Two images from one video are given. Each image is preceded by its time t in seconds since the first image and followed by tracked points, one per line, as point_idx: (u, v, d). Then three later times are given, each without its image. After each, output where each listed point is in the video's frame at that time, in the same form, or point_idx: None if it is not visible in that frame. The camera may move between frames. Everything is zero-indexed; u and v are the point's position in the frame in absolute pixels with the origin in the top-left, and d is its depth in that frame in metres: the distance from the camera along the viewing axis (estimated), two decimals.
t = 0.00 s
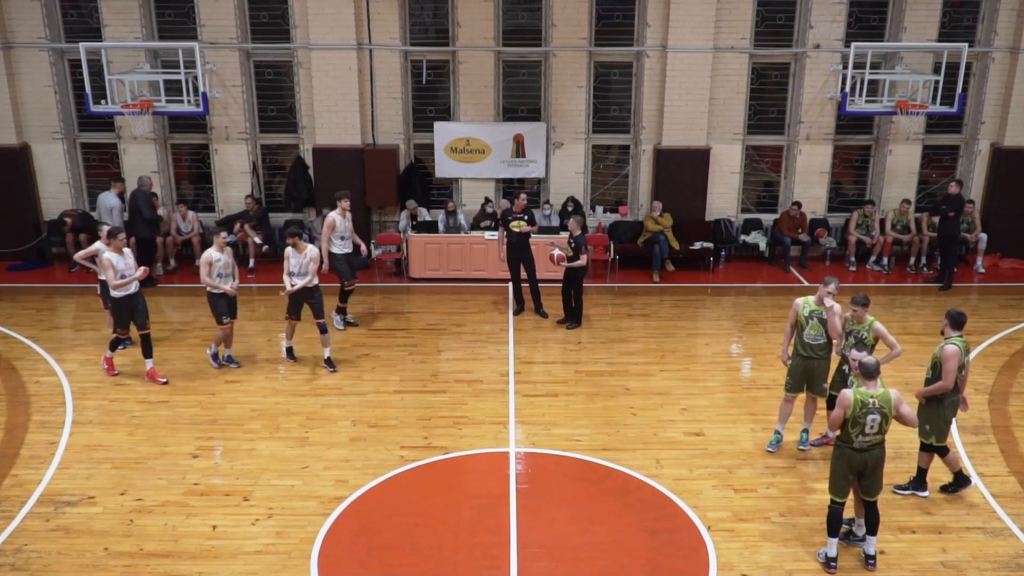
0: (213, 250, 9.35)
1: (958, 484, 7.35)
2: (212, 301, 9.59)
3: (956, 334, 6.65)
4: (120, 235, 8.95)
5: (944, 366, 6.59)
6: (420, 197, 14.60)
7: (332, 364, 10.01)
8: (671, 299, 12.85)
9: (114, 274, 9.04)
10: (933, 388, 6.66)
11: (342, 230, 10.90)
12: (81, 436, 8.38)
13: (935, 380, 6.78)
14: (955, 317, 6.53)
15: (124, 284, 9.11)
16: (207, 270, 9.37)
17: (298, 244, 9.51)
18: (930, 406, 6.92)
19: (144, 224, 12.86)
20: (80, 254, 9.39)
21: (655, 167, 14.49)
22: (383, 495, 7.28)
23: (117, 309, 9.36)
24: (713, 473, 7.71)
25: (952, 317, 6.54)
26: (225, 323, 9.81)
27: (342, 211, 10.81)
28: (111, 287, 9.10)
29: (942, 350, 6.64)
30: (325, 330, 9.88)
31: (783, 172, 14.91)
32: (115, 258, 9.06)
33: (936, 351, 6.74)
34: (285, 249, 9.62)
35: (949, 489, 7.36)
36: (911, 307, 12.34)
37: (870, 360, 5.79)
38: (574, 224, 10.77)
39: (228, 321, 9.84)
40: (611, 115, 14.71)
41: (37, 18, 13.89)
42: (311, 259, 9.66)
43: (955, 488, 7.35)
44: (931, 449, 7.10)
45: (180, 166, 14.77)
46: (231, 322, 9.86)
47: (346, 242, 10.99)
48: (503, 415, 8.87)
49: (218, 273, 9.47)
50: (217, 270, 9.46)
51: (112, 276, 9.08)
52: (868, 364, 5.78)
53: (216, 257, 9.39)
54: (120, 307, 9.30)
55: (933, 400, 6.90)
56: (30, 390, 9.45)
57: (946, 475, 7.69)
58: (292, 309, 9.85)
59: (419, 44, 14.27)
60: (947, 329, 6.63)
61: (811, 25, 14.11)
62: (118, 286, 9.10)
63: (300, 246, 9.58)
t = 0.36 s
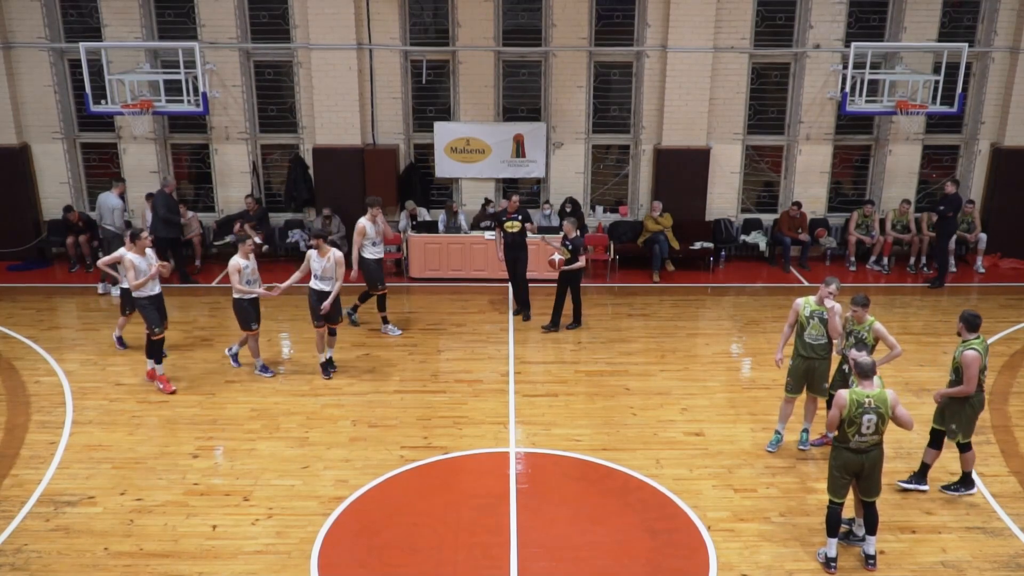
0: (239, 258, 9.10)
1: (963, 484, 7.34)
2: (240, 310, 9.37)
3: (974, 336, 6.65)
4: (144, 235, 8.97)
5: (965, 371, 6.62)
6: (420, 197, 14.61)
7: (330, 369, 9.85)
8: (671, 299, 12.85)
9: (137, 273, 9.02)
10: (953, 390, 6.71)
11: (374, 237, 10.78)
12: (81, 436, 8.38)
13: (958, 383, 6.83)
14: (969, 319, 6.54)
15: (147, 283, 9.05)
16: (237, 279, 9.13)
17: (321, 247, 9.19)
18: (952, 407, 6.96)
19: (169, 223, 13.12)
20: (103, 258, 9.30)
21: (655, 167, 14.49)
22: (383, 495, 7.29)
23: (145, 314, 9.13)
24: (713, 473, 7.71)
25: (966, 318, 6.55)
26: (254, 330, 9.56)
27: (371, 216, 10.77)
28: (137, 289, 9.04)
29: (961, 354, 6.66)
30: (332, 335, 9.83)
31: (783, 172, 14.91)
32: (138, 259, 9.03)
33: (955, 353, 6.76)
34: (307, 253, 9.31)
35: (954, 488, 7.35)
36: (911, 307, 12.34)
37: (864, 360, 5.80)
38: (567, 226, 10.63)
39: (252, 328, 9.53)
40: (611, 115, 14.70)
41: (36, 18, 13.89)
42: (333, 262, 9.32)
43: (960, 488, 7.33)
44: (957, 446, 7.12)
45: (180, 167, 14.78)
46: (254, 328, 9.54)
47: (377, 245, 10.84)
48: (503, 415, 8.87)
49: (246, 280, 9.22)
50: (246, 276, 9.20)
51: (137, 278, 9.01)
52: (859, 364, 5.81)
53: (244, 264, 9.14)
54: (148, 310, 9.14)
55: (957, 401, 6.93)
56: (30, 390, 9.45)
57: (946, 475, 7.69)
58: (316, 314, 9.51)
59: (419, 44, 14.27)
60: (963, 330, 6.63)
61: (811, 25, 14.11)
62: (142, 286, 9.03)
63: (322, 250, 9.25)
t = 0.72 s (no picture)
0: (266, 262, 8.97)
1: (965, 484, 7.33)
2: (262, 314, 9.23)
3: (991, 335, 6.67)
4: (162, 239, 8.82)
5: (986, 370, 6.65)
6: (420, 197, 14.62)
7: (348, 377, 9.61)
8: (671, 299, 12.85)
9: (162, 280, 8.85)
10: (971, 389, 6.77)
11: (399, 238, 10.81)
12: (81, 436, 8.38)
13: (976, 383, 6.87)
14: (988, 319, 6.54)
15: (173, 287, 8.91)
16: (264, 284, 8.97)
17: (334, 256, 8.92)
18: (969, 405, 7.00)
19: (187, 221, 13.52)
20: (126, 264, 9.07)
21: (655, 167, 14.49)
22: (383, 495, 7.28)
23: (169, 318, 9.01)
24: (713, 473, 7.71)
25: (985, 318, 6.54)
26: (270, 334, 9.40)
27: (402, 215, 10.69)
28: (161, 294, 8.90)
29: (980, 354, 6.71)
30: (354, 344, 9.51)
31: (783, 172, 14.91)
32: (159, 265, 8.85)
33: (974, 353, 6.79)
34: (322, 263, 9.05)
35: (955, 487, 7.36)
36: (911, 307, 12.34)
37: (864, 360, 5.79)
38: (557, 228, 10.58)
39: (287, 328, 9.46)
40: (611, 115, 14.70)
41: (36, 18, 13.89)
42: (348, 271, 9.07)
43: (959, 488, 7.33)
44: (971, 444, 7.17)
45: (179, 167, 14.77)
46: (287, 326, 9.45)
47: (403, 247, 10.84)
48: (503, 415, 8.87)
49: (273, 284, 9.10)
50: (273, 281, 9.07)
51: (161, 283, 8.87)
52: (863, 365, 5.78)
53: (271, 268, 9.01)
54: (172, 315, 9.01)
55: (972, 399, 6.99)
56: (30, 390, 9.45)
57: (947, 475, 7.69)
58: (332, 325, 9.20)
59: (419, 44, 14.27)
60: (982, 330, 6.65)
61: (811, 25, 14.11)
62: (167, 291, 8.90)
63: (337, 259, 8.99)
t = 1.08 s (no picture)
0: (293, 265, 8.90)
1: (965, 484, 7.35)
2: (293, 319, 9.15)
3: (1012, 334, 6.69)
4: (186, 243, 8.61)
5: (1005, 369, 6.68)
6: (420, 197, 14.59)
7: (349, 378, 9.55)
8: (671, 299, 12.85)
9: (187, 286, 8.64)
10: (990, 387, 6.79)
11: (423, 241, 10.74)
12: (81, 436, 8.38)
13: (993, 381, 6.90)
14: (1010, 316, 6.54)
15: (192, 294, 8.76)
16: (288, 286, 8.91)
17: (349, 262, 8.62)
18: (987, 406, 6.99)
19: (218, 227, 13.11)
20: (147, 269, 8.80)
21: (655, 167, 14.49)
22: (383, 495, 7.29)
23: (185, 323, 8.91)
24: (713, 473, 7.72)
25: (1006, 314, 6.56)
26: (307, 338, 9.26)
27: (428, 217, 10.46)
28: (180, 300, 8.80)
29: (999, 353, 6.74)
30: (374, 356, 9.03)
31: (783, 172, 14.91)
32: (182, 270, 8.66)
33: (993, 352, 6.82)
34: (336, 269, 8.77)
35: (954, 487, 7.37)
36: (911, 307, 12.35)
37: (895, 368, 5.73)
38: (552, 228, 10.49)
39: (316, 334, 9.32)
40: (610, 115, 14.70)
41: (37, 18, 13.89)
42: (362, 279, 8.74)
43: (959, 489, 7.34)
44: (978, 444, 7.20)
45: (179, 167, 14.77)
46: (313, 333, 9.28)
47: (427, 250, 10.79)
48: (503, 415, 8.88)
49: (298, 288, 9.01)
50: (298, 285, 8.99)
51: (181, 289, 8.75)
52: (897, 372, 5.72)
53: (297, 272, 8.93)
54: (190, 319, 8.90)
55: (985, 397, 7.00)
56: (30, 390, 9.45)
57: (947, 475, 7.69)
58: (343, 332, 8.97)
59: (419, 44, 14.27)
60: (1003, 329, 6.64)
61: (811, 25, 14.11)
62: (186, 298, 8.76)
63: (351, 265, 8.68)
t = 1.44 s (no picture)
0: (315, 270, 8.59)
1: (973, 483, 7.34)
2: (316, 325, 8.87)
3: None
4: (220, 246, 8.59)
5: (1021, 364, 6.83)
6: (420, 197, 14.56)
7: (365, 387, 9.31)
8: (671, 299, 12.85)
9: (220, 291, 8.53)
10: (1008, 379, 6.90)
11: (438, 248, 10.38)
12: (81, 436, 8.38)
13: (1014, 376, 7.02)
14: None
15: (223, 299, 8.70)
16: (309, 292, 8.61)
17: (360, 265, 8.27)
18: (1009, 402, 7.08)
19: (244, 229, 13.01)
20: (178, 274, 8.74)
21: (655, 166, 14.49)
22: (383, 495, 7.29)
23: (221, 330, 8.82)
24: (713, 473, 7.72)
25: None
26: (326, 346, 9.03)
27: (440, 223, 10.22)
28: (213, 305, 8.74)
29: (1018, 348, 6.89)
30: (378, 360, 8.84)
31: (783, 172, 14.91)
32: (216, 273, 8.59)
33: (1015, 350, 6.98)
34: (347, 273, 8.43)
35: (964, 486, 7.36)
36: (910, 307, 12.35)
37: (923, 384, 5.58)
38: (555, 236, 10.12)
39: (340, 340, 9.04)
40: (610, 115, 14.70)
41: (37, 18, 13.89)
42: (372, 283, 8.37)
43: (971, 487, 7.33)
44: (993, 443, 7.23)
45: (179, 167, 14.76)
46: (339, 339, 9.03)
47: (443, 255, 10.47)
48: (503, 415, 8.87)
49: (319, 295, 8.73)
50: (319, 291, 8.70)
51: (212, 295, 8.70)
52: (921, 387, 5.60)
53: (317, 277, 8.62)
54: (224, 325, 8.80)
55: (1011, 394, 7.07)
56: (30, 390, 9.45)
57: (947, 475, 7.69)
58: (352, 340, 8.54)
59: (419, 44, 14.27)
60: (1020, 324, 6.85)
61: (811, 25, 14.11)
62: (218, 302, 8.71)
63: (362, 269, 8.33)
